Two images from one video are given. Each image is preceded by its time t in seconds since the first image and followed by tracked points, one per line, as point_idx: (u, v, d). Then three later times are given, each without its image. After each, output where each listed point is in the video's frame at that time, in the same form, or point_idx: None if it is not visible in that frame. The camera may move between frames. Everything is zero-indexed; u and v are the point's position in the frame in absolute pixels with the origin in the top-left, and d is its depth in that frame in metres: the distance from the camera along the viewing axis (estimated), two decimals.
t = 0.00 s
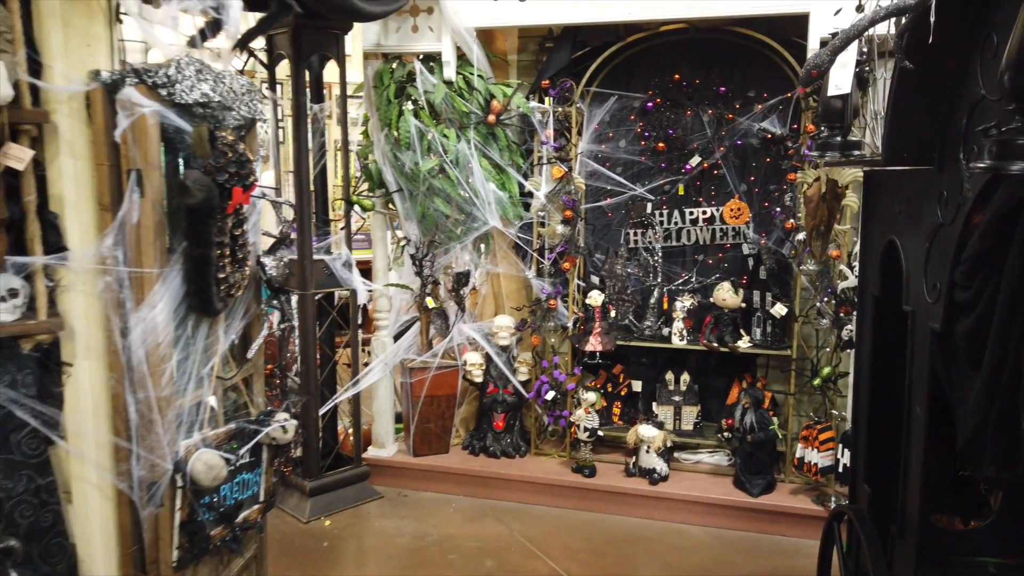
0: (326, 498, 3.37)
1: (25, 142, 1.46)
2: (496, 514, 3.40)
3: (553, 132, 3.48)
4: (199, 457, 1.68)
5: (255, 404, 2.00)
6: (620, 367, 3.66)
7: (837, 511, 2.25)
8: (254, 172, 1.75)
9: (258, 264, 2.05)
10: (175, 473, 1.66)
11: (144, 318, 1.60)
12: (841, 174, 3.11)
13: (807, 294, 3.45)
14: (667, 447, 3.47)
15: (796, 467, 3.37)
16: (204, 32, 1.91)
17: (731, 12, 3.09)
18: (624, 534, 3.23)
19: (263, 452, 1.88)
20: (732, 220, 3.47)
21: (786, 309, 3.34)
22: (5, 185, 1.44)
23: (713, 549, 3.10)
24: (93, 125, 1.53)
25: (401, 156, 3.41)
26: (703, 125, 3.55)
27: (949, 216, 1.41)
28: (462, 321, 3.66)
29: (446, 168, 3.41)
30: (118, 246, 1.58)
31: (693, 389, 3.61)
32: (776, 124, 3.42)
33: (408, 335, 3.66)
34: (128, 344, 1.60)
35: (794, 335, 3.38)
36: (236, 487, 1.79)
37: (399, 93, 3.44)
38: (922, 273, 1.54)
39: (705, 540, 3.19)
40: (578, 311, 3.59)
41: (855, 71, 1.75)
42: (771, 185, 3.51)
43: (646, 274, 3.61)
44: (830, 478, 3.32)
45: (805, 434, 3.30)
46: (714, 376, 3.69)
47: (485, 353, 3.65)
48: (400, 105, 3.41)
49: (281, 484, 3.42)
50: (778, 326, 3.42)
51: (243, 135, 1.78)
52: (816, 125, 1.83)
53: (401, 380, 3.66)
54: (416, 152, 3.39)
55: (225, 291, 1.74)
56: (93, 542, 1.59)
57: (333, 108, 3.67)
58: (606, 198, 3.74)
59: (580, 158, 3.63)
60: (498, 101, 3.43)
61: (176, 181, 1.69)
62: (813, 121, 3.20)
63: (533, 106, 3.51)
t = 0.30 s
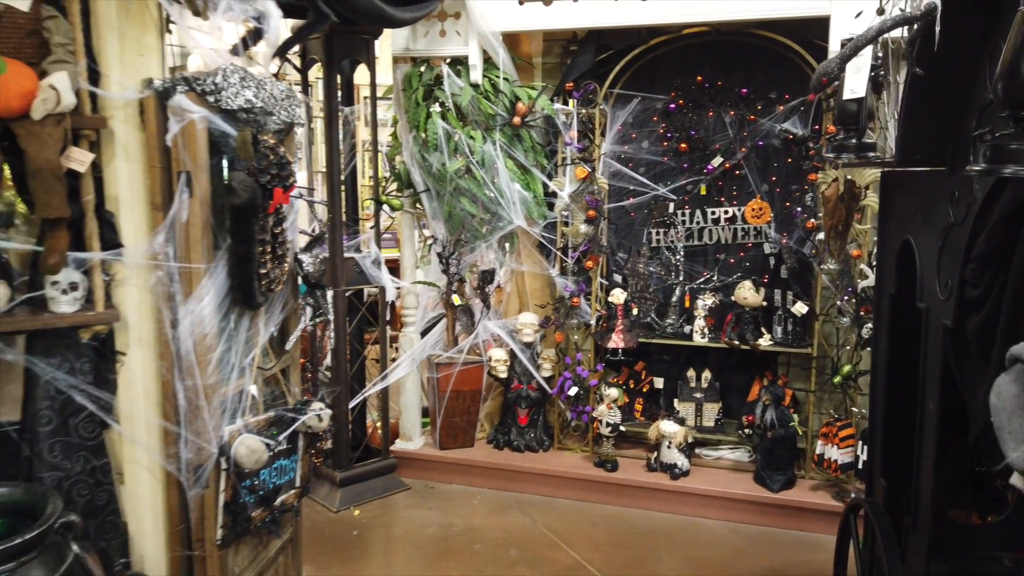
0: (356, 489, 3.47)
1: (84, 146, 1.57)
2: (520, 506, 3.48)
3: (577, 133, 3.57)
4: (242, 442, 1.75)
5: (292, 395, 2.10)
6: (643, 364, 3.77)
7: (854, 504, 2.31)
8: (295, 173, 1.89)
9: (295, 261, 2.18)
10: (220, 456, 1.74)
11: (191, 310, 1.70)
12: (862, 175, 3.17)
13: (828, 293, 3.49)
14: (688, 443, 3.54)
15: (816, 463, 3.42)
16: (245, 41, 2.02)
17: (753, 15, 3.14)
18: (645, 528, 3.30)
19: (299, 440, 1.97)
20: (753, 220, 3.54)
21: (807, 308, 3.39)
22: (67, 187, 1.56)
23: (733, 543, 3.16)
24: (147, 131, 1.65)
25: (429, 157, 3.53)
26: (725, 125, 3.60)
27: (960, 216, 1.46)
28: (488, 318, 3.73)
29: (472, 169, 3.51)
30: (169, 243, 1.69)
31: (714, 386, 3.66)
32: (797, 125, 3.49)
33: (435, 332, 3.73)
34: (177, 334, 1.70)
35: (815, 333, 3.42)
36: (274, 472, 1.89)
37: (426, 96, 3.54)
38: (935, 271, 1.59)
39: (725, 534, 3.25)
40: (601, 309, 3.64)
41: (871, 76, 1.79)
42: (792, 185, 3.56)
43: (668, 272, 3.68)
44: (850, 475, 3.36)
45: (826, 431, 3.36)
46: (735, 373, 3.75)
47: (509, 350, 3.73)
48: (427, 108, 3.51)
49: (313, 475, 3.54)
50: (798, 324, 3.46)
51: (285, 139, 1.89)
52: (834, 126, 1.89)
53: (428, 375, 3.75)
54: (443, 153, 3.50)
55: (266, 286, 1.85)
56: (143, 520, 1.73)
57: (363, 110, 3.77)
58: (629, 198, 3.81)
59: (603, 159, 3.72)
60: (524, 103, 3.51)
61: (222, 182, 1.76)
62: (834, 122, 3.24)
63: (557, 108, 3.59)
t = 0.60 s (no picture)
0: (398, 480, 3.58)
1: (153, 148, 1.70)
2: (557, 500, 3.55)
3: (614, 134, 3.65)
4: (296, 427, 1.87)
5: (340, 384, 2.19)
6: (679, 362, 3.82)
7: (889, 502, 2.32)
8: (344, 173, 1.97)
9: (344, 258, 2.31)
10: (275, 440, 1.86)
11: (249, 303, 1.82)
12: (900, 176, 3.21)
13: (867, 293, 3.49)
14: (724, 441, 3.57)
15: (854, 462, 3.43)
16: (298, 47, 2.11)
17: (791, 16, 3.17)
18: (680, 523, 3.34)
19: (347, 428, 2.07)
20: (791, 219, 3.54)
21: (845, 307, 3.40)
22: (137, 186, 1.69)
23: (768, 540, 3.18)
24: (209, 133, 1.77)
25: (470, 158, 3.62)
26: (764, 125, 3.63)
27: (994, 215, 1.48)
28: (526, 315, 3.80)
29: (512, 169, 3.60)
30: (229, 239, 1.79)
31: (752, 385, 3.69)
32: (836, 125, 3.47)
33: (475, 328, 3.83)
34: (236, 325, 1.81)
35: (854, 332, 3.43)
36: (324, 458, 1.99)
37: (468, 98, 3.63)
38: (970, 270, 1.62)
39: (761, 531, 3.28)
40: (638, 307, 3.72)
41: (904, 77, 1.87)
42: (832, 185, 3.55)
43: (705, 271, 3.73)
44: (889, 474, 3.36)
45: (863, 430, 3.37)
46: (773, 372, 3.77)
47: (547, 347, 3.79)
48: (469, 109, 3.60)
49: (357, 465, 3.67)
50: (837, 324, 3.47)
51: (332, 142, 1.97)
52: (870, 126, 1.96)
53: (468, 370, 3.85)
54: (483, 154, 3.59)
55: (318, 280, 1.95)
56: (203, 497, 1.85)
57: (406, 112, 3.88)
58: (667, 197, 3.84)
59: (641, 159, 3.78)
60: (562, 104, 3.59)
61: (278, 181, 1.88)
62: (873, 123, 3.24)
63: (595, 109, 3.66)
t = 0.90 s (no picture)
0: (459, 471, 3.69)
1: (238, 149, 1.82)
2: (614, 495, 3.60)
3: (675, 133, 3.69)
4: (365, 411, 1.98)
5: (405, 373, 2.29)
6: (739, 361, 3.82)
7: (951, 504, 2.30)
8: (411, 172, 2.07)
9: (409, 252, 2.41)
10: (345, 423, 1.97)
11: (323, 294, 1.93)
12: (968, 176, 3.18)
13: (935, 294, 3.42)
14: (784, 441, 3.56)
15: (918, 466, 3.37)
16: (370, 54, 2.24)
17: (856, 14, 3.14)
18: (738, 521, 3.35)
19: (411, 415, 2.18)
20: (856, 218, 3.51)
21: (911, 307, 3.36)
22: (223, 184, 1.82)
23: (828, 541, 3.16)
24: (288, 134, 1.89)
25: (532, 157, 3.70)
26: (829, 124, 3.59)
27: None
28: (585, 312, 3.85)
29: (573, 168, 3.68)
30: (305, 234, 1.92)
31: (813, 386, 3.66)
32: (904, 123, 3.42)
33: (535, 324, 3.86)
34: (311, 314, 1.94)
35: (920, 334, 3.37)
36: (390, 442, 2.09)
37: (531, 99, 3.72)
38: None
39: (821, 532, 3.26)
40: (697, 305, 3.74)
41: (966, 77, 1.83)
42: (898, 185, 3.49)
43: (767, 270, 3.70)
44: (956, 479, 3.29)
45: (928, 433, 3.32)
46: (836, 374, 3.73)
47: (606, 344, 3.84)
48: (531, 110, 3.70)
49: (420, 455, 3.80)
50: (903, 325, 3.44)
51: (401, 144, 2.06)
52: (931, 125, 1.96)
53: (528, 365, 3.93)
54: (544, 153, 3.68)
55: (386, 273, 2.05)
56: (279, 472, 2.00)
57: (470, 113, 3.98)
58: (727, 195, 3.82)
59: (702, 158, 3.80)
60: (623, 104, 3.62)
61: (350, 181, 1.98)
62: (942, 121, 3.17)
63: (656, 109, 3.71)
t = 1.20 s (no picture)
0: (521, 467, 3.80)
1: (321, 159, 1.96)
2: (674, 496, 3.64)
3: (740, 137, 3.68)
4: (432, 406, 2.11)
5: (471, 371, 2.40)
6: (803, 366, 3.81)
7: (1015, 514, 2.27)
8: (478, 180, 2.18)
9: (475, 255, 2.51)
10: (414, 416, 2.11)
11: (395, 295, 2.07)
12: None
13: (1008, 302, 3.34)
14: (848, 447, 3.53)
15: (988, 477, 3.29)
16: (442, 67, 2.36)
17: (927, 18, 3.11)
18: (798, 526, 3.35)
19: (476, 411, 2.29)
20: (926, 223, 3.47)
21: (982, 315, 3.28)
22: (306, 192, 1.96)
23: (891, 550, 3.13)
24: (365, 145, 2.02)
25: (596, 162, 3.79)
26: (899, 128, 3.55)
27: None
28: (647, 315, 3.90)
29: (636, 173, 3.72)
30: (380, 238, 2.05)
31: (879, 393, 3.61)
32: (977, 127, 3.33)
33: (597, 326, 3.96)
34: (385, 313, 2.07)
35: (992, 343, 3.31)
36: (455, 436, 2.21)
37: (595, 104, 3.80)
38: None
39: (884, 540, 3.23)
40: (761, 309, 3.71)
41: None
42: (971, 190, 3.42)
43: (832, 275, 3.70)
44: None
45: (998, 444, 3.23)
46: (903, 381, 3.67)
47: (668, 347, 3.87)
48: (595, 116, 3.77)
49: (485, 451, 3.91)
50: (974, 332, 3.38)
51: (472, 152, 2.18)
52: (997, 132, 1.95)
53: (589, 366, 4.01)
54: (607, 158, 3.76)
55: (454, 276, 2.16)
56: (353, 462, 2.13)
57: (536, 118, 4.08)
58: (793, 200, 3.82)
59: (767, 162, 3.80)
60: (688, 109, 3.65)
61: (422, 188, 2.07)
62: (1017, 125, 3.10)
63: (721, 113, 3.71)
